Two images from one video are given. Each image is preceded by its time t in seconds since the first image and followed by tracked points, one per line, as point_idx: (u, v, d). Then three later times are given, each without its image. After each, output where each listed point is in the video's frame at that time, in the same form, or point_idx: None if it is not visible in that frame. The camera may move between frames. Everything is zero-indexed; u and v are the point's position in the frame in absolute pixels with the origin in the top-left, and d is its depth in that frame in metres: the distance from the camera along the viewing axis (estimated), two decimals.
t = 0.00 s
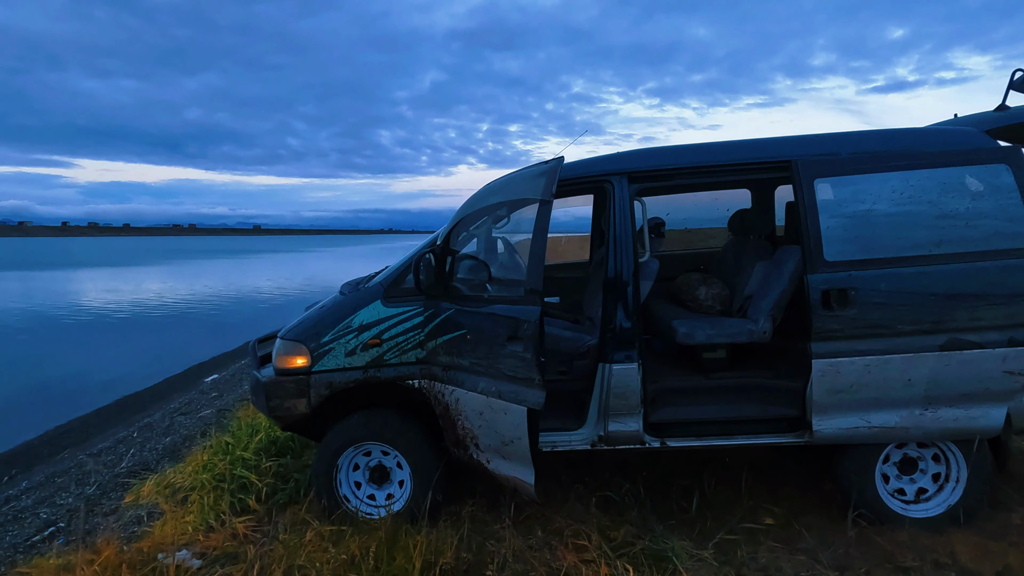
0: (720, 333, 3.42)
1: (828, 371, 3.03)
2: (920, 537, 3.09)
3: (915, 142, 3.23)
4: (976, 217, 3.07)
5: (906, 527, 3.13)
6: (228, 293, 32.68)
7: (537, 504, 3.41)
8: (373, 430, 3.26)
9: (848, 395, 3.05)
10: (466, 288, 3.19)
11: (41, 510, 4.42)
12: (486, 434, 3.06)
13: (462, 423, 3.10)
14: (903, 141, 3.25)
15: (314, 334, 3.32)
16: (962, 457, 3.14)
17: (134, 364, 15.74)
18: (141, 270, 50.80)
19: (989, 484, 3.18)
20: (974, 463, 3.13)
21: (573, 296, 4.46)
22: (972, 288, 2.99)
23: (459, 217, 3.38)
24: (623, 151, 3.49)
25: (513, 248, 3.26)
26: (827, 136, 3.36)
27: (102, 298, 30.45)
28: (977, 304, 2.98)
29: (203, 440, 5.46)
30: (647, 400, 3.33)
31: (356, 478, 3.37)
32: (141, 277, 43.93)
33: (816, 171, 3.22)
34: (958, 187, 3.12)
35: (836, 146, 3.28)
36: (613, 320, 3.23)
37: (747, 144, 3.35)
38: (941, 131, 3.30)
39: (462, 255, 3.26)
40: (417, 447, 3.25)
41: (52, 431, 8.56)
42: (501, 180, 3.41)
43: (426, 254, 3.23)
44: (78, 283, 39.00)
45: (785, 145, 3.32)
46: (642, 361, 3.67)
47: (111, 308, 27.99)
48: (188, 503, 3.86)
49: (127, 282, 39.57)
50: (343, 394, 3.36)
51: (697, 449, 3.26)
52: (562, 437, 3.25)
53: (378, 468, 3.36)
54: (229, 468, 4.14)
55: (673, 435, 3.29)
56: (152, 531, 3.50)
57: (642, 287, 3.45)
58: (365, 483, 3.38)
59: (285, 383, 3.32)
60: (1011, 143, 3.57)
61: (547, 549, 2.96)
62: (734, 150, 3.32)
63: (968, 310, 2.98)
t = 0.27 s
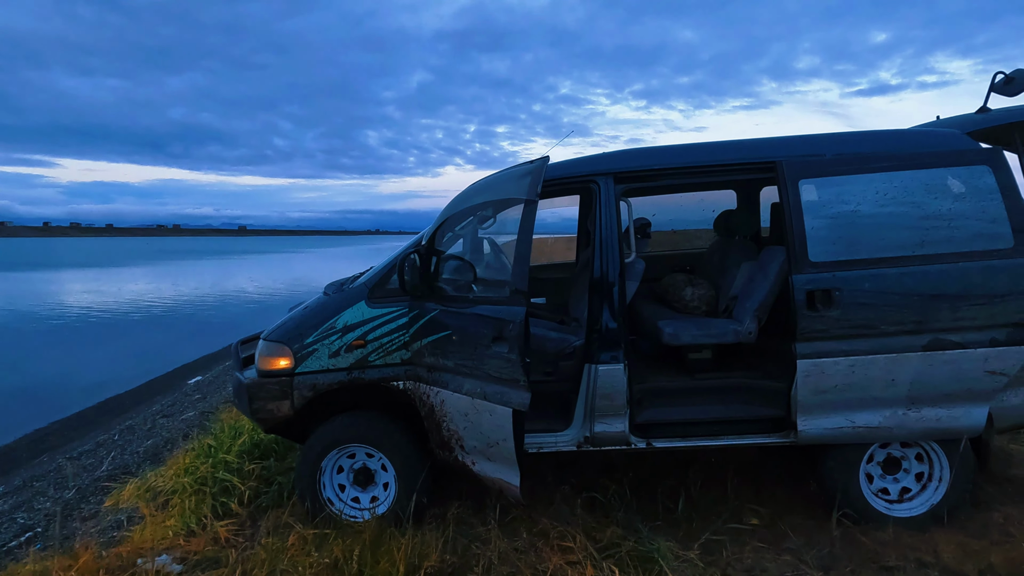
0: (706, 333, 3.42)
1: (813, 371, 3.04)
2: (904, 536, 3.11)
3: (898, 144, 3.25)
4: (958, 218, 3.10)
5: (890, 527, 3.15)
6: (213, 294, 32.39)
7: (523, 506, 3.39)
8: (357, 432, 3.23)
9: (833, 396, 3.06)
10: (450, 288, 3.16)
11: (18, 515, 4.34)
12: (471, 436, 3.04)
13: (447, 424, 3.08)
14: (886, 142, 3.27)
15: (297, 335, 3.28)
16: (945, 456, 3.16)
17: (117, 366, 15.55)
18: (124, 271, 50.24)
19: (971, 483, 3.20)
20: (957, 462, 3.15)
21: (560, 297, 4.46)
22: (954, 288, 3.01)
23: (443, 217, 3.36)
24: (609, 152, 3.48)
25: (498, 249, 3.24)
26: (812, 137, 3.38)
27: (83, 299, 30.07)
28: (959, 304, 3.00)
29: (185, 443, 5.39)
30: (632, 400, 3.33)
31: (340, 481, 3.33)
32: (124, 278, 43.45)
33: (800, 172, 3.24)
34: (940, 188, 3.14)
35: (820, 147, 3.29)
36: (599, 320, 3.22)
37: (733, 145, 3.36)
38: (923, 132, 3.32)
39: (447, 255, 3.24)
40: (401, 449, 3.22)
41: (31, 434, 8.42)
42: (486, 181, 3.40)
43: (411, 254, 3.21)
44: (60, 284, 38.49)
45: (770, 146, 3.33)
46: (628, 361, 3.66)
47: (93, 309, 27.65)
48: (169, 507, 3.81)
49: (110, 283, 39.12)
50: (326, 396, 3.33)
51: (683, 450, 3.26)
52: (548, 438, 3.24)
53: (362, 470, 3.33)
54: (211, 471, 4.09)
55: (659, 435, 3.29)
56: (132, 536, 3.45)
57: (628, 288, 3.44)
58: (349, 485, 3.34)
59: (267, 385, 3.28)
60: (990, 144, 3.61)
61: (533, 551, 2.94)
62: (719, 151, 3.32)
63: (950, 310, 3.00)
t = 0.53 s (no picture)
0: (690, 335, 3.42)
1: (796, 372, 3.06)
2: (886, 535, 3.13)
3: (880, 146, 3.28)
4: (939, 220, 3.12)
5: (873, 527, 3.17)
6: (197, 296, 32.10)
7: (508, 508, 3.38)
8: (341, 435, 3.20)
9: (816, 397, 3.08)
10: (435, 290, 3.15)
11: None
12: (455, 439, 3.02)
13: (432, 427, 3.06)
14: (869, 144, 3.29)
15: (280, 337, 3.24)
16: (926, 456, 3.19)
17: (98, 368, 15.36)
18: (107, 272, 49.65)
19: (952, 482, 3.23)
20: (939, 462, 3.18)
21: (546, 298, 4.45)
22: (935, 290, 3.03)
23: (428, 218, 3.34)
24: (594, 153, 3.48)
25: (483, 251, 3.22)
26: (796, 140, 3.40)
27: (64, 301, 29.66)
28: (940, 306, 3.03)
29: (167, 446, 5.32)
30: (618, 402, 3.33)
31: (323, 484, 3.30)
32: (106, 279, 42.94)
33: (784, 174, 3.25)
34: (921, 191, 3.17)
35: (803, 150, 3.31)
36: (584, 322, 3.22)
37: (717, 147, 3.37)
38: (905, 135, 3.35)
39: (431, 257, 3.23)
40: (385, 452, 3.19)
41: (9, 437, 8.29)
42: (471, 182, 3.38)
43: (395, 256, 3.19)
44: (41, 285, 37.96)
45: (754, 149, 3.35)
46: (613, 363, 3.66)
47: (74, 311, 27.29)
48: (149, 511, 3.76)
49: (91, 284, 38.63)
50: (310, 399, 3.29)
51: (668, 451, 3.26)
52: (533, 440, 3.22)
53: (346, 473, 3.30)
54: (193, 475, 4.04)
55: (644, 437, 3.29)
56: (111, 541, 3.40)
57: (613, 289, 3.44)
58: (333, 489, 3.31)
59: (250, 388, 3.24)
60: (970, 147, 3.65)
61: (518, 554, 2.93)
62: (704, 152, 3.33)
63: (931, 311, 3.03)
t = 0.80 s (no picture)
0: (672, 337, 3.44)
1: (777, 374, 3.08)
2: (865, 535, 3.17)
3: (859, 150, 3.32)
4: (916, 223, 3.17)
5: (852, 526, 3.20)
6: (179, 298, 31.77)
7: (491, 511, 3.37)
8: (323, 439, 3.18)
9: (796, 398, 3.11)
10: (417, 293, 3.14)
11: None
12: (438, 442, 3.02)
13: (414, 430, 3.05)
14: (848, 148, 3.33)
15: (261, 340, 3.22)
16: (904, 456, 3.23)
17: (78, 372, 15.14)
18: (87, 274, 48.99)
19: (929, 482, 3.27)
20: (916, 462, 3.22)
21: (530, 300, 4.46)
22: (912, 292, 3.07)
23: (410, 221, 3.33)
24: (577, 156, 3.49)
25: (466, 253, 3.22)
26: (776, 143, 3.43)
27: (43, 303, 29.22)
28: (917, 307, 3.07)
29: (147, 451, 5.26)
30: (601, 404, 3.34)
31: (305, 488, 3.28)
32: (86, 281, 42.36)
33: (765, 178, 3.28)
34: (899, 194, 3.21)
35: (784, 153, 3.34)
36: (567, 324, 3.22)
37: (699, 150, 3.39)
38: (884, 139, 3.39)
39: (414, 259, 3.22)
40: (368, 455, 3.18)
41: None
42: (454, 184, 3.38)
43: (377, 258, 3.18)
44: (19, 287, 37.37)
45: (735, 152, 3.38)
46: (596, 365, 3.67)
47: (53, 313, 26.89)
48: (128, 517, 3.71)
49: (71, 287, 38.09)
50: (291, 402, 3.27)
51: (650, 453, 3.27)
52: (516, 443, 3.22)
53: (328, 477, 3.28)
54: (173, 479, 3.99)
55: (626, 439, 3.30)
56: (89, 548, 3.35)
57: (596, 291, 3.46)
58: (315, 493, 3.29)
59: (231, 392, 3.21)
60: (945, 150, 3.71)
61: (501, 557, 2.93)
62: (686, 155, 3.35)
63: (908, 313, 3.07)
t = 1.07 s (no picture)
0: (654, 338, 3.47)
1: (756, 375, 3.12)
2: (843, 533, 3.21)
3: (836, 153, 3.37)
4: (891, 225, 3.22)
5: (831, 525, 3.24)
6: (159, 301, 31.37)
7: (474, 513, 3.37)
8: (304, 442, 3.16)
9: (776, 398, 3.15)
10: (399, 295, 3.13)
11: None
12: (421, 444, 3.01)
13: (396, 432, 3.04)
14: (825, 152, 3.38)
15: (242, 343, 3.19)
16: (881, 455, 3.28)
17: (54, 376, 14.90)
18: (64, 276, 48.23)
19: (906, 480, 3.32)
20: (892, 461, 3.27)
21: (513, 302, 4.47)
22: (888, 293, 3.12)
23: (393, 223, 3.33)
24: (559, 159, 3.51)
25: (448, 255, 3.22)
26: (756, 147, 3.47)
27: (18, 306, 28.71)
28: (892, 308, 3.12)
29: (126, 456, 5.19)
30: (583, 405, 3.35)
31: (287, 491, 3.26)
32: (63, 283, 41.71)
33: (744, 181, 3.32)
34: (875, 197, 3.27)
35: (763, 156, 3.39)
36: (549, 326, 3.24)
37: (680, 153, 3.42)
38: (861, 143, 3.45)
39: (396, 261, 3.21)
40: (350, 458, 3.17)
41: None
42: (437, 186, 3.38)
43: (359, 260, 3.18)
44: None
45: (715, 155, 3.41)
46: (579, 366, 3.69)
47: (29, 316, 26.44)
48: (106, 523, 3.66)
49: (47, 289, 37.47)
50: (273, 405, 3.25)
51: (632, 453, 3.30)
52: (498, 444, 3.23)
53: (310, 480, 3.26)
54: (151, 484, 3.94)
55: (609, 439, 3.32)
56: (65, 555, 3.30)
57: (578, 293, 3.48)
58: (296, 496, 3.27)
59: (210, 395, 3.19)
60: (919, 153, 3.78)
61: (483, 559, 2.93)
62: (667, 159, 3.38)
63: (884, 314, 3.12)
